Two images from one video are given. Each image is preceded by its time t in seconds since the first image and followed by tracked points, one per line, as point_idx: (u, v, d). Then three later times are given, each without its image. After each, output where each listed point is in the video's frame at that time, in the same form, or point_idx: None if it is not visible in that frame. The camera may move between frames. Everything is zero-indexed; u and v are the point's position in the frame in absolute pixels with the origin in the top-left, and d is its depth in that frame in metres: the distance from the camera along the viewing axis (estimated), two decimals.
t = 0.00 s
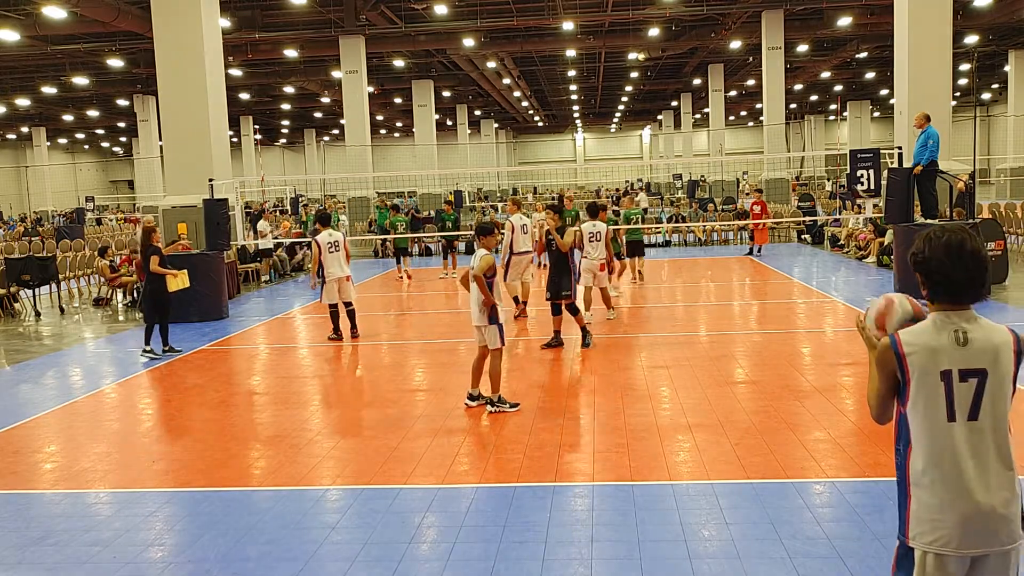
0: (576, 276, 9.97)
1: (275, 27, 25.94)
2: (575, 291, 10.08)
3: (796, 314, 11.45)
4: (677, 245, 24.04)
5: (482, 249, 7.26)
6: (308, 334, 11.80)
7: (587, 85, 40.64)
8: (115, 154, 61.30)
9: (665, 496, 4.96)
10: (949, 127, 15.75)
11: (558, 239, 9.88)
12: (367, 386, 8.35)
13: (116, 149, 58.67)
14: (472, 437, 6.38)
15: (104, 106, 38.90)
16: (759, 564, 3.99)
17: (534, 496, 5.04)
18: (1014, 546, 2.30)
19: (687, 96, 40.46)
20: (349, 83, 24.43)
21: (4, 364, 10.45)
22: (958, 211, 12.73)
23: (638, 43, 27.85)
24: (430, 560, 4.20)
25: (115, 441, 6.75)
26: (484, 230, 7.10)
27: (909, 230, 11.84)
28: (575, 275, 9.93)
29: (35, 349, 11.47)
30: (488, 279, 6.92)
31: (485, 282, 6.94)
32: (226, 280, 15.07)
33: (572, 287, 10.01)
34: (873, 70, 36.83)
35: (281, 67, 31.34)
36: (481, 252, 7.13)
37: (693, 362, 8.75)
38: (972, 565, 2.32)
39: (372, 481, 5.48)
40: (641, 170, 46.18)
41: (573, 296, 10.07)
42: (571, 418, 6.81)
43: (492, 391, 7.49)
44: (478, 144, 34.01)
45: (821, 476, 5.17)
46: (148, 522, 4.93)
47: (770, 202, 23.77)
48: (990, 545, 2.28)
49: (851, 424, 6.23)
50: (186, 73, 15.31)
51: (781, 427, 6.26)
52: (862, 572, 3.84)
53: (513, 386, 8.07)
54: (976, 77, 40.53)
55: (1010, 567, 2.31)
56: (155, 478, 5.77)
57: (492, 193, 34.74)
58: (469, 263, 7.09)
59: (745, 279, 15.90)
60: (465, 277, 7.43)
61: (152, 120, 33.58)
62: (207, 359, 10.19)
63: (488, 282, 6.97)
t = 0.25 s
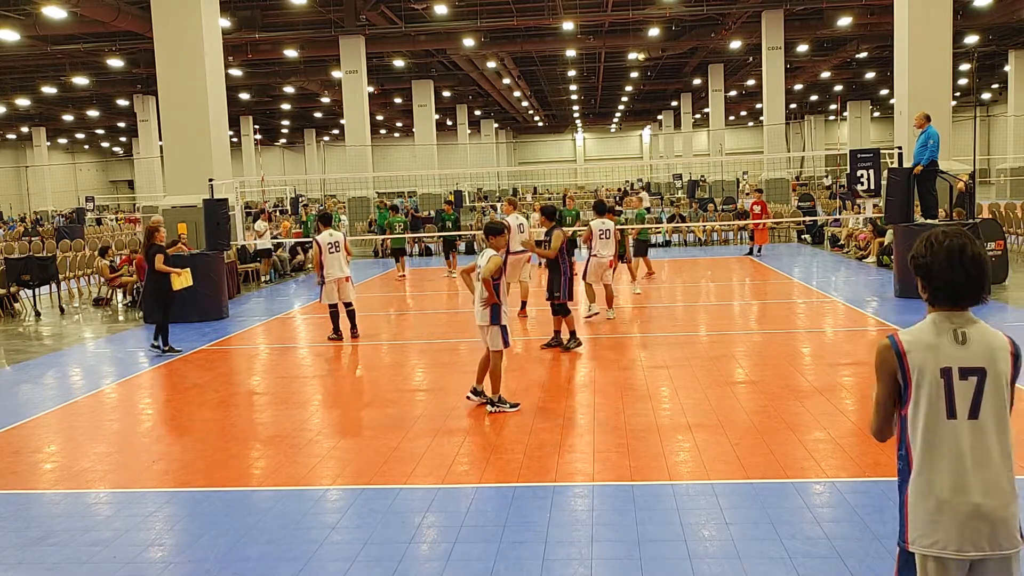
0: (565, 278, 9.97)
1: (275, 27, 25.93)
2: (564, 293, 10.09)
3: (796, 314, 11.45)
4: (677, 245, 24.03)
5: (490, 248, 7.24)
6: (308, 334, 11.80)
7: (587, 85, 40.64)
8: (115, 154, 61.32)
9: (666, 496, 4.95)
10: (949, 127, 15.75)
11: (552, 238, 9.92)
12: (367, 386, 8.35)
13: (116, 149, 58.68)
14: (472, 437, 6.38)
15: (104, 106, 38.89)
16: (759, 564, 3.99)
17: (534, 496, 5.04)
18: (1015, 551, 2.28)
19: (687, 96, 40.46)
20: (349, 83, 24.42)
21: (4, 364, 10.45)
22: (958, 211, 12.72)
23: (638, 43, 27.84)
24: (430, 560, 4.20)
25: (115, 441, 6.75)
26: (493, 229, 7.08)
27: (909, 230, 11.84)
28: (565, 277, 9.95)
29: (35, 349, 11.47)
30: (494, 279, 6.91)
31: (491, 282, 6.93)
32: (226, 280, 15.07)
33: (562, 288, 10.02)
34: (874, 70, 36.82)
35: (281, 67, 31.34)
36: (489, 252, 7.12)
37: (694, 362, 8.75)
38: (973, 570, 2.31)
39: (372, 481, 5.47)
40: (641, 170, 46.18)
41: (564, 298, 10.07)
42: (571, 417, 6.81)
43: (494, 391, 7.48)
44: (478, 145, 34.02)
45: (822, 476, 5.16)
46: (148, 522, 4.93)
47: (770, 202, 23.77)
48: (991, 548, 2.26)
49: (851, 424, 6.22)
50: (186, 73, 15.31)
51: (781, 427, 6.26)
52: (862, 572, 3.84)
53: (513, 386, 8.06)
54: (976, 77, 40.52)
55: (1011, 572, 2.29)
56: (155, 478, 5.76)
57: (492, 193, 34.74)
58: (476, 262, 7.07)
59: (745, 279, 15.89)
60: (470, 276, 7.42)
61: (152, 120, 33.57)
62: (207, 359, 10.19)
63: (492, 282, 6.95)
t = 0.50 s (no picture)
0: (562, 281, 9.92)
1: (275, 27, 25.94)
2: (562, 295, 10.03)
3: (796, 314, 11.45)
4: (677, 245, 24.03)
5: (494, 248, 7.22)
6: (308, 334, 11.80)
7: (587, 85, 40.65)
8: (115, 154, 61.33)
9: (666, 496, 4.96)
10: (949, 127, 15.75)
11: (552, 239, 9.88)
12: (367, 385, 8.34)
13: (116, 149, 58.67)
14: (472, 437, 6.38)
15: (104, 106, 38.89)
16: (759, 564, 3.99)
17: (534, 495, 5.05)
18: (1012, 554, 2.27)
19: (687, 96, 40.48)
20: (349, 83, 24.42)
21: (5, 364, 10.45)
22: (958, 211, 12.73)
23: (638, 43, 27.85)
24: (431, 560, 4.20)
25: (116, 441, 6.75)
26: (498, 230, 7.05)
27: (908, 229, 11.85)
28: (561, 280, 9.91)
29: (35, 349, 11.47)
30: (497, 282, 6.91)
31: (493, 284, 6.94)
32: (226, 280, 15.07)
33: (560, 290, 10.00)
34: (874, 70, 36.83)
35: (281, 67, 31.35)
36: (492, 252, 7.10)
37: (693, 362, 8.75)
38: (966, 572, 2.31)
39: (372, 481, 5.47)
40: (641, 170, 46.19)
41: (564, 300, 10.06)
42: (572, 417, 6.82)
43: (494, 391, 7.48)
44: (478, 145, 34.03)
45: (821, 476, 5.16)
46: (148, 522, 4.93)
47: (770, 202, 23.78)
48: (988, 549, 2.26)
49: (851, 424, 6.23)
50: (186, 73, 15.31)
51: (781, 426, 6.26)
52: (861, 572, 3.84)
53: (514, 386, 8.06)
54: (976, 77, 40.54)
55: None
56: (155, 478, 5.77)
57: (491, 193, 34.75)
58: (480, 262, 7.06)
59: (745, 279, 15.89)
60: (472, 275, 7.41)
61: (152, 120, 33.57)
62: (207, 359, 10.19)
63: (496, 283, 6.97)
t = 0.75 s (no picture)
0: (565, 283, 9.86)
1: (275, 27, 25.94)
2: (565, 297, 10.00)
3: (796, 314, 11.45)
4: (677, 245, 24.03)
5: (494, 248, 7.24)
6: (308, 334, 11.80)
7: (587, 85, 40.65)
8: (115, 154, 61.30)
9: (666, 496, 4.96)
10: (949, 127, 15.75)
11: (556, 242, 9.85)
12: (367, 386, 8.34)
13: (116, 149, 58.69)
14: (472, 437, 6.38)
15: (104, 106, 38.90)
16: (759, 564, 3.99)
17: (534, 496, 5.04)
18: (1010, 556, 2.27)
19: (687, 96, 40.48)
20: (349, 83, 24.42)
21: (4, 364, 10.45)
22: (958, 211, 12.73)
23: (638, 43, 27.85)
24: (430, 560, 4.20)
25: (116, 441, 6.75)
26: (498, 229, 7.07)
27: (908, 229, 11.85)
28: (565, 282, 9.83)
29: (35, 349, 11.47)
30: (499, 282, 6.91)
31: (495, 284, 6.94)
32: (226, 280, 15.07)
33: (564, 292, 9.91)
34: (874, 70, 36.83)
35: (281, 67, 31.35)
36: (492, 252, 7.12)
37: (694, 362, 8.75)
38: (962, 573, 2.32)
39: (372, 481, 5.47)
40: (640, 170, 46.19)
41: (567, 302, 9.99)
42: (572, 417, 6.82)
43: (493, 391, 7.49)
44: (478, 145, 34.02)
45: (821, 476, 5.16)
46: (148, 522, 4.93)
47: (770, 202, 23.77)
48: (987, 550, 2.26)
49: (851, 424, 6.23)
50: (186, 73, 15.31)
51: (781, 427, 6.26)
52: (862, 572, 3.84)
53: (513, 386, 8.05)
54: (976, 77, 40.55)
55: None
56: (155, 478, 5.77)
57: (491, 193, 34.74)
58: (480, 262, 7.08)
59: (745, 279, 15.89)
60: (472, 276, 7.43)
61: (152, 120, 33.57)
62: (207, 359, 10.19)
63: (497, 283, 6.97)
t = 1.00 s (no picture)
0: (567, 283, 9.83)
1: (275, 27, 25.94)
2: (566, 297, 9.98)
3: (796, 314, 11.45)
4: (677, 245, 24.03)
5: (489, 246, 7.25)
6: (308, 334, 11.80)
7: (587, 85, 40.64)
8: (115, 154, 61.29)
9: (666, 496, 4.95)
10: (949, 127, 15.75)
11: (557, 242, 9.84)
12: (366, 386, 8.34)
13: (116, 149, 58.69)
14: (472, 437, 6.38)
15: (104, 106, 38.89)
16: (759, 564, 3.99)
17: (534, 496, 5.04)
18: (1002, 555, 2.28)
19: (687, 96, 40.48)
20: (349, 83, 24.41)
21: (4, 364, 10.45)
22: (958, 210, 12.73)
23: (639, 43, 27.84)
24: (430, 560, 4.20)
25: (116, 441, 6.75)
26: (492, 228, 7.06)
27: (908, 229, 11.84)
28: (568, 281, 9.80)
29: (35, 350, 11.46)
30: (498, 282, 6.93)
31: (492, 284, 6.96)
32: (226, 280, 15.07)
33: (567, 292, 9.87)
34: (874, 70, 36.83)
35: (281, 67, 31.34)
36: (486, 251, 7.13)
37: (694, 362, 8.75)
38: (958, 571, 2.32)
39: (372, 481, 5.47)
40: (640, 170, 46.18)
41: (569, 302, 9.95)
42: (572, 418, 6.81)
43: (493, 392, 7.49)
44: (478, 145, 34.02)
45: (821, 476, 5.17)
46: (148, 522, 4.93)
47: (770, 202, 23.78)
48: (976, 550, 2.26)
49: (851, 424, 6.23)
50: (186, 73, 15.31)
51: (781, 427, 6.26)
52: (861, 572, 3.83)
53: (513, 386, 8.05)
54: (976, 78, 40.55)
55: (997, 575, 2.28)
56: (155, 478, 5.76)
57: (491, 193, 34.73)
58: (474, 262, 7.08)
59: (745, 279, 15.88)
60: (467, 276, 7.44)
61: (152, 120, 33.57)
62: (207, 359, 10.19)
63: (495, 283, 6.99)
